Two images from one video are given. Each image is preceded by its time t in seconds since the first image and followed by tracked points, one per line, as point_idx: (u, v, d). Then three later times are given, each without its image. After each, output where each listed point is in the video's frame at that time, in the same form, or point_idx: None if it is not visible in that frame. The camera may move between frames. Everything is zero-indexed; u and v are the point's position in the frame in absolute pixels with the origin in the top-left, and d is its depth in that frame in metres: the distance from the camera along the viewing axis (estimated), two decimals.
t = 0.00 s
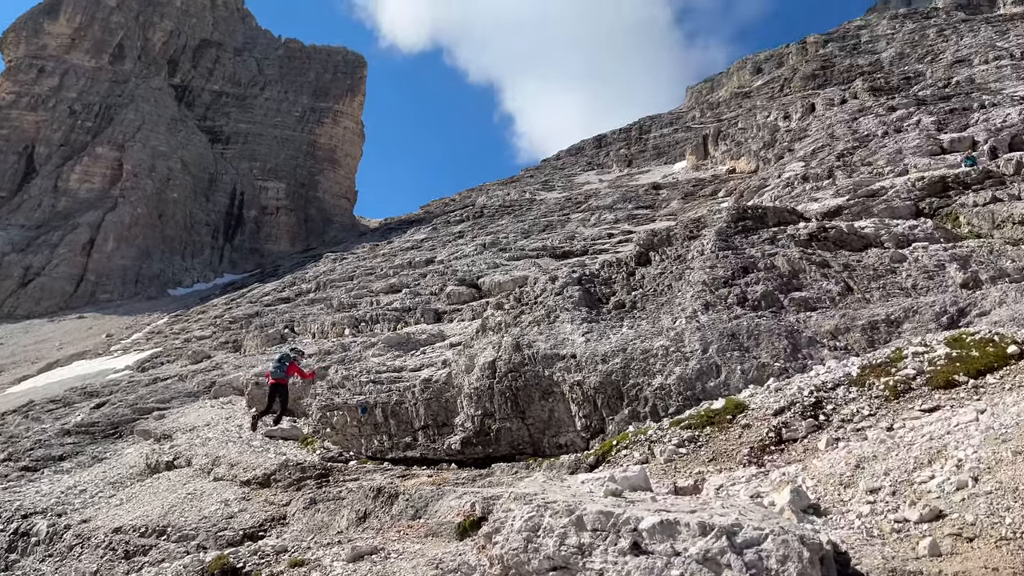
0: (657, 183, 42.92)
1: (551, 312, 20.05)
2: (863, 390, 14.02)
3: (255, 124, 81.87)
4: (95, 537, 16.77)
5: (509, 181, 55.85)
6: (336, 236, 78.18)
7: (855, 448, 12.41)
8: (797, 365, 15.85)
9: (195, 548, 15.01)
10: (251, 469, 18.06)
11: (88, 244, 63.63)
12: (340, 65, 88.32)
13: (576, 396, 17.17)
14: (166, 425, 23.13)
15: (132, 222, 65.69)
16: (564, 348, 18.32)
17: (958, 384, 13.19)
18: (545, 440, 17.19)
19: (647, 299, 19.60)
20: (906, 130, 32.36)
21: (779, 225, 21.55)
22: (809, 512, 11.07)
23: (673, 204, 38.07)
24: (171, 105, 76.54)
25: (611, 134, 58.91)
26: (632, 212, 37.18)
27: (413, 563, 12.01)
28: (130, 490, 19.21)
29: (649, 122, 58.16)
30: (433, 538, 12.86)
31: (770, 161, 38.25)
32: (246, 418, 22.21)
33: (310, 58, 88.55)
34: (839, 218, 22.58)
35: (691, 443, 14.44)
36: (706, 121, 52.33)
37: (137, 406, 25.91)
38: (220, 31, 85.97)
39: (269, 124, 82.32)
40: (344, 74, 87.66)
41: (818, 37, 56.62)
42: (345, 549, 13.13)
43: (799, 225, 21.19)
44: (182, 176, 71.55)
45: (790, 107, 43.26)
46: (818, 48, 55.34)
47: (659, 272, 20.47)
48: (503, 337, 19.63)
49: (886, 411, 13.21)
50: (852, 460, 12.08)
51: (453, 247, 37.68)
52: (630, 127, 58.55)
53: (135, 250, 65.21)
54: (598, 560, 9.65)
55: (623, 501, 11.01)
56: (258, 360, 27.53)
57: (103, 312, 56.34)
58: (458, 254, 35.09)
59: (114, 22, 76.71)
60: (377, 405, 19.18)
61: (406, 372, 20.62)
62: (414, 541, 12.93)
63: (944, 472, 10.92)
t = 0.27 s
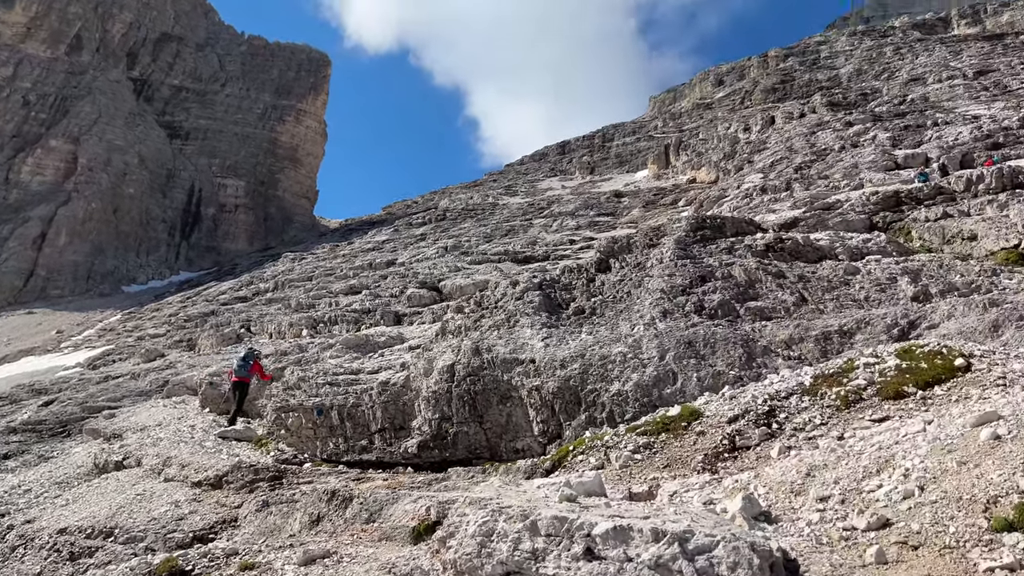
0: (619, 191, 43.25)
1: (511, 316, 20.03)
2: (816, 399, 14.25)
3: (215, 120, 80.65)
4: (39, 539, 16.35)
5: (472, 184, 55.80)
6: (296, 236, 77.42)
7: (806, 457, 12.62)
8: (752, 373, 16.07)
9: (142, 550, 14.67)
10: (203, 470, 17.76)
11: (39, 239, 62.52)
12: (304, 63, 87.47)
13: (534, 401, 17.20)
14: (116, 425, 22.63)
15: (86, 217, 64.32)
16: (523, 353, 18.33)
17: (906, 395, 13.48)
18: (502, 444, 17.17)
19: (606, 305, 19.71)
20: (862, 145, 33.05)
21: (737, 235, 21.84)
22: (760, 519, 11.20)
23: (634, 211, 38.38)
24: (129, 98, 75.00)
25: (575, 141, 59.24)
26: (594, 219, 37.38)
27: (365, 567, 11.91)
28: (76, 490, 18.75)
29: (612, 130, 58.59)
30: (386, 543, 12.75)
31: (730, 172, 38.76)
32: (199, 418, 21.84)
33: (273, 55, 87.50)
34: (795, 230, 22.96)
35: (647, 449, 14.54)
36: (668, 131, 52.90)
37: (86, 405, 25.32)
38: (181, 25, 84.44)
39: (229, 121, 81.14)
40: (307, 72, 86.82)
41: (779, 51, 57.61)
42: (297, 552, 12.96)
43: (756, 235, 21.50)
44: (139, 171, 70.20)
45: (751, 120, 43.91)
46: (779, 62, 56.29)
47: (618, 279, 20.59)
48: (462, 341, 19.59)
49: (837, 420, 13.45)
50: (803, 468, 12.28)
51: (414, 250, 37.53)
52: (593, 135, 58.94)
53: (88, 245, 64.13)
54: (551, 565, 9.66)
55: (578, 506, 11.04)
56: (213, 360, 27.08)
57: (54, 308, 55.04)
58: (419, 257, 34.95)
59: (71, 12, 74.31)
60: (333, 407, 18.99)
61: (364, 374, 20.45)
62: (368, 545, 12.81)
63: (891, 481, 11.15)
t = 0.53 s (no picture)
0: (582, 198, 43.46)
1: (471, 320, 19.99)
2: (770, 407, 14.43)
3: (175, 114, 79.34)
4: None
5: (435, 187, 55.65)
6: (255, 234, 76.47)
7: (759, 464, 12.78)
8: (708, 380, 16.23)
9: (87, 552, 14.31)
10: (153, 470, 17.41)
11: None
12: (267, 59, 86.50)
13: (492, 405, 17.17)
14: (64, 423, 22.08)
15: (38, 209, 63.15)
16: (482, 357, 18.30)
17: (857, 405, 13.72)
18: (459, 448, 17.11)
19: (566, 310, 19.77)
20: (820, 158, 33.65)
21: (696, 244, 22.08)
22: (713, 525, 11.31)
23: (596, 218, 38.60)
24: (86, 90, 73.36)
25: (539, 147, 59.43)
26: (556, 225, 37.50)
27: (317, 571, 11.76)
28: (20, 490, 18.24)
29: (576, 137, 58.89)
30: (339, 546, 12.62)
31: (691, 181, 39.19)
32: (151, 418, 21.42)
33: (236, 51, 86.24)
34: (753, 240, 23.28)
35: (603, 455, 14.60)
36: (632, 139, 53.36)
37: (33, 402, 24.66)
38: (142, 17, 82.82)
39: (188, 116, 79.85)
40: (270, 69, 85.84)
41: (741, 63, 58.46)
42: (248, 555, 12.75)
43: (714, 244, 21.77)
44: (94, 164, 68.66)
45: (712, 130, 44.46)
46: (741, 74, 57.11)
47: (579, 285, 20.68)
48: (421, 344, 19.50)
49: (790, 429, 13.65)
50: (756, 475, 12.43)
51: (375, 251, 37.30)
52: (557, 141, 59.21)
53: (40, 239, 62.99)
54: (504, 570, 9.63)
55: (532, 511, 11.03)
56: (166, 358, 26.58)
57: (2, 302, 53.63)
58: (380, 258, 34.74)
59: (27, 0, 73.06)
60: (288, 408, 18.76)
61: (321, 376, 20.24)
62: (321, 548, 12.65)
63: (841, 490, 11.33)
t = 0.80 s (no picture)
0: (545, 202, 43.58)
1: (431, 322, 19.89)
2: (724, 414, 14.59)
3: (134, 108, 77.79)
4: None
5: (398, 188, 55.39)
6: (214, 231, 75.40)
7: (712, 470, 12.91)
8: (665, 386, 16.36)
9: (31, 552, 13.93)
10: (102, 470, 17.04)
11: None
12: (230, 54, 85.10)
13: (450, 408, 17.12)
14: (10, 421, 21.48)
15: None
16: (442, 359, 18.23)
17: (809, 413, 13.94)
18: (416, 451, 17.02)
19: (526, 314, 19.80)
20: (779, 170, 34.19)
21: (656, 251, 22.27)
22: (666, 530, 11.39)
23: (559, 223, 38.75)
24: (42, 79, 71.56)
25: (503, 150, 59.51)
26: (518, 229, 37.56)
27: (267, 574, 11.59)
28: None
29: (541, 142, 59.09)
30: (292, 549, 12.46)
31: (653, 189, 39.54)
32: (101, 416, 20.95)
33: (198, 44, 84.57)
34: (712, 248, 23.55)
35: (560, 459, 14.63)
36: (595, 146, 53.72)
37: None
38: (101, 7, 80.92)
39: (147, 110, 78.32)
40: (233, 64, 84.51)
41: (705, 74, 59.20)
42: (198, 557, 12.52)
43: (674, 252, 21.97)
44: (49, 156, 67.01)
45: (675, 139, 44.93)
46: (704, 85, 57.81)
47: (540, 289, 20.73)
48: (380, 345, 19.38)
49: (744, 435, 13.82)
50: (709, 481, 12.55)
51: (336, 251, 37.00)
52: (522, 145, 59.35)
53: None
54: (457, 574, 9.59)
55: (487, 515, 11.01)
56: (119, 355, 26.04)
57: None
58: (340, 258, 34.46)
59: None
60: (243, 408, 18.51)
61: (277, 376, 19.99)
62: (273, 551, 12.48)
63: (792, 496, 11.49)
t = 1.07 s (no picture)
0: (509, 206, 43.62)
1: (391, 324, 19.75)
2: (681, 420, 14.71)
3: (92, 100, 76.13)
4: None
5: (362, 188, 55.02)
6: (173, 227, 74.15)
7: (668, 476, 13.00)
8: (623, 392, 16.44)
9: None
10: (49, 469, 16.63)
11: None
12: (192, 48, 83.09)
13: (409, 411, 17.02)
14: None
15: None
16: (401, 361, 18.12)
17: (764, 420, 14.11)
18: (373, 453, 16.88)
19: (487, 318, 19.77)
20: (740, 180, 34.63)
21: (618, 257, 22.40)
22: (621, 535, 11.44)
23: (522, 227, 38.79)
24: None
25: (468, 153, 59.46)
26: (482, 232, 37.52)
27: None
28: None
29: (506, 146, 59.15)
30: (244, 551, 12.26)
31: (616, 196, 39.79)
32: (50, 414, 20.44)
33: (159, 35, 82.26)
34: (673, 256, 23.75)
35: (518, 463, 14.62)
36: (560, 151, 53.94)
37: None
38: None
39: (105, 102, 76.64)
40: (194, 58, 82.54)
41: (669, 83, 59.77)
42: (147, 560, 12.26)
43: (635, 258, 22.12)
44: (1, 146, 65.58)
45: (639, 147, 45.27)
46: (669, 94, 58.36)
47: (502, 293, 20.71)
48: (339, 347, 19.21)
49: (700, 441, 13.94)
50: (665, 487, 12.64)
51: (296, 250, 36.63)
52: (487, 149, 59.36)
53: None
54: None
55: (443, 519, 10.95)
56: (70, 352, 25.44)
57: None
58: (301, 257, 34.11)
59: None
60: (197, 408, 18.22)
61: (233, 376, 19.71)
62: (224, 553, 12.26)
63: (745, 503, 11.62)
